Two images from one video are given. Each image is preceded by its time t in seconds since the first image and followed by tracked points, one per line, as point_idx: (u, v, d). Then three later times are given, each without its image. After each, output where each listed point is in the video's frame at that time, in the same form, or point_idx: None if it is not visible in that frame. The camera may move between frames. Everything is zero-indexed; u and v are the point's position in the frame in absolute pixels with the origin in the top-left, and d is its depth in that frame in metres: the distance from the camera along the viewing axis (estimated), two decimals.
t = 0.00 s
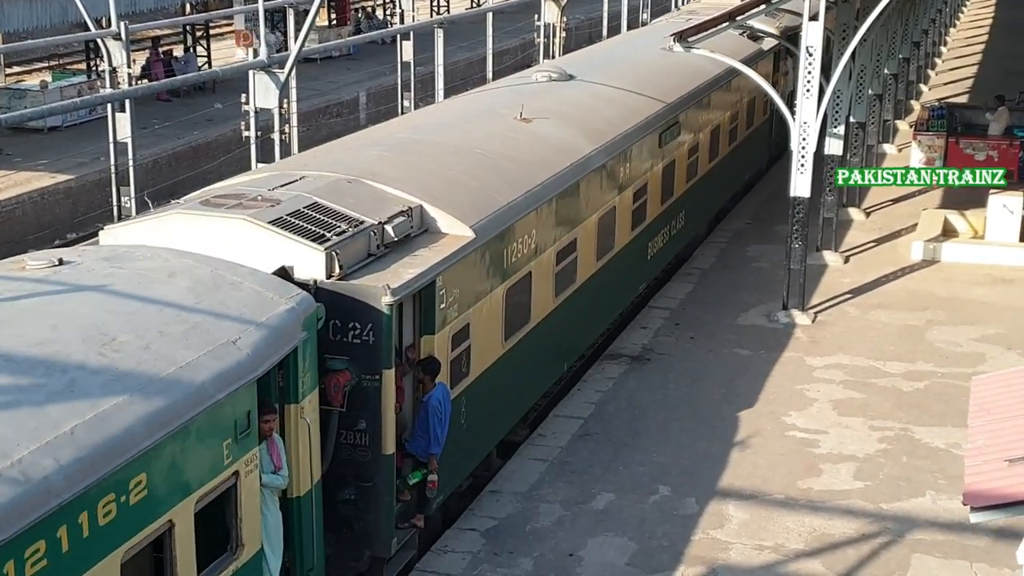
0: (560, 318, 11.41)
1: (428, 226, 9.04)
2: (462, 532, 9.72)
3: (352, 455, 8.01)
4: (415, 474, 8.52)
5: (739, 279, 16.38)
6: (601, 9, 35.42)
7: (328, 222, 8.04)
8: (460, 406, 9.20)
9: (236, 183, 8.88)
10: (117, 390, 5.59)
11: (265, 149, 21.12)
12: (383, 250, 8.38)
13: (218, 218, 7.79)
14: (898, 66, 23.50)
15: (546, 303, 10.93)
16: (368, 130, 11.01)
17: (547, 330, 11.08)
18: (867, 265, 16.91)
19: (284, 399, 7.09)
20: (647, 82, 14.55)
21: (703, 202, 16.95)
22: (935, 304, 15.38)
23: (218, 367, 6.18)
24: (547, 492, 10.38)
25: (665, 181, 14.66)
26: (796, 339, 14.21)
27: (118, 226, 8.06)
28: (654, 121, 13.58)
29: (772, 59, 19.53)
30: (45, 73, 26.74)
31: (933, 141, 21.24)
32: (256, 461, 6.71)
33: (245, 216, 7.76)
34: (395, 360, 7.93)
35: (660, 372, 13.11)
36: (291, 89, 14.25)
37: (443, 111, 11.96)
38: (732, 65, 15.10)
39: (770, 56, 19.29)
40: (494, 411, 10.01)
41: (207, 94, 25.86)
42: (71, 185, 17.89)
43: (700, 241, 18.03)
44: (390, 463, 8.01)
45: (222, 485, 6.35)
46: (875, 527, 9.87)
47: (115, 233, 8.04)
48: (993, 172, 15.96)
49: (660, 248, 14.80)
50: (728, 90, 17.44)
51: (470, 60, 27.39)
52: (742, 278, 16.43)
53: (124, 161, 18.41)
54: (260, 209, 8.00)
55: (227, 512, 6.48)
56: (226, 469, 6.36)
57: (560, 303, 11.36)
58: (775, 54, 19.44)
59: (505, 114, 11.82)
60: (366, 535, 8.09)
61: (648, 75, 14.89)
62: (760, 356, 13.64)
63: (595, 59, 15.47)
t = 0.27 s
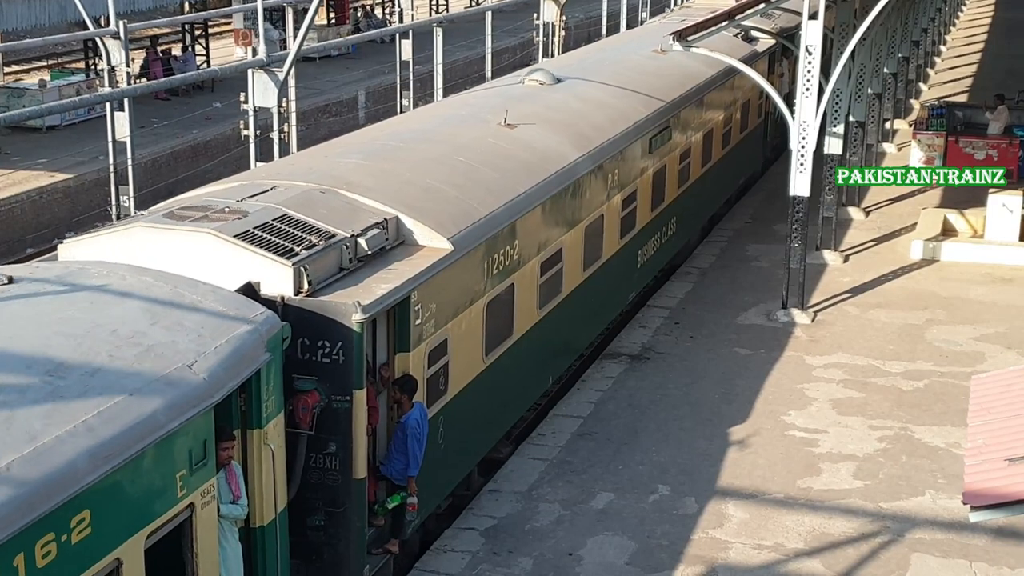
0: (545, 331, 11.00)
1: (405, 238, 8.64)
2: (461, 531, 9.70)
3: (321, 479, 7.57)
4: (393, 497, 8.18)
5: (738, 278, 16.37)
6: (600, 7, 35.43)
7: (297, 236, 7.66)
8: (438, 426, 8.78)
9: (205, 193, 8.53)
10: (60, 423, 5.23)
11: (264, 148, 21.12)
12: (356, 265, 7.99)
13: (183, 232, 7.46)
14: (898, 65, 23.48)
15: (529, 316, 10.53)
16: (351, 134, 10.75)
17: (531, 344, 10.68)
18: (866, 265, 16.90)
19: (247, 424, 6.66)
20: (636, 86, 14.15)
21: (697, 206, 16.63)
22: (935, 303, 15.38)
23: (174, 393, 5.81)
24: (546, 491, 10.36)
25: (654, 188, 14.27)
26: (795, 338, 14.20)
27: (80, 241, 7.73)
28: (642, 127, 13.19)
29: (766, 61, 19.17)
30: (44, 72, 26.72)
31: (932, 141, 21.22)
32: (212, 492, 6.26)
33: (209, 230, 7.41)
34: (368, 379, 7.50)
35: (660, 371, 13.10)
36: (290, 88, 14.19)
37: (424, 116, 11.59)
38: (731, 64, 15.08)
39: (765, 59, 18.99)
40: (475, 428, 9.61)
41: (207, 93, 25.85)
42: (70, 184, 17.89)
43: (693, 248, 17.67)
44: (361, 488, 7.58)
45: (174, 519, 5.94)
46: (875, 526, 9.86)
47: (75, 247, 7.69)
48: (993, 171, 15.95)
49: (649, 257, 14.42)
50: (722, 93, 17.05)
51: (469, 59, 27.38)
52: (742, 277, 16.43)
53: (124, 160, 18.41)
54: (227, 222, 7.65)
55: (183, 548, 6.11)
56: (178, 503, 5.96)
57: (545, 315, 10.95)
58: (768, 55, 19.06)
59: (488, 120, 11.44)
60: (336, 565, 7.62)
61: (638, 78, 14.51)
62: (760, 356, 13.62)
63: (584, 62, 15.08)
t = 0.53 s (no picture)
0: (531, 344, 10.62)
1: (380, 251, 8.31)
2: (460, 529, 9.71)
3: (288, 505, 7.26)
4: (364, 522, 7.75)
5: (738, 277, 16.38)
6: (600, 6, 35.44)
7: (265, 251, 7.35)
8: (414, 446, 8.39)
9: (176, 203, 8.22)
10: (19, 442, 5.00)
11: (264, 146, 21.13)
12: (328, 279, 7.68)
13: (145, 246, 7.15)
14: (898, 64, 23.48)
15: (513, 329, 10.11)
16: (337, 138, 10.53)
17: (514, 358, 10.23)
18: (866, 264, 16.91)
19: (206, 450, 6.38)
20: (628, 90, 13.79)
21: (692, 210, 16.29)
22: (935, 303, 15.38)
23: (121, 423, 5.48)
24: (545, 491, 10.36)
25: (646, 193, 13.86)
26: (795, 338, 14.20)
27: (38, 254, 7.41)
28: (633, 132, 12.82)
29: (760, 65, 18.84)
30: (44, 69, 26.70)
31: (933, 140, 21.21)
32: (164, 523, 5.96)
33: (172, 245, 7.10)
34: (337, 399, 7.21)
35: (660, 370, 13.11)
36: (290, 87, 14.16)
37: (406, 121, 11.22)
38: (731, 63, 15.06)
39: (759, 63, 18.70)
40: (455, 447, 9.18)
41: (207, 91, 25.84)
42: (69, 182, 17.89)
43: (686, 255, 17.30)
44: (329, 514, 7.27)
45: (127, 553, 5.64)
46: (874, 526, 9.86)
47: (32, 262, 7.37)
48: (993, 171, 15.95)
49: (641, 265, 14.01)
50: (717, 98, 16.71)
51: (469, 58, 27.39)
52: (742, 276, 16.44)
53: (123, 158, 18.40)
54: (191, 235, 7.33)
55: None
56: (128, 538, 5.64)
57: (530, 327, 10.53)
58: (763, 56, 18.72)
59: (472, 125, 11.07)
60: None
61: (630, 81, 14.14)
62: (759, 355, 13.62)
63: (575, 63, 14.71)
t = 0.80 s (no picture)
0: (512, 358, 10.27)
1: (353, 264, 7.92)
2: (459, 527, 9.73)
3: (252, 534, 6.87)
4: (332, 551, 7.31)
5: (736, 275, 16.41)
6: (599, 4, 35.48)
7: (227, 266, 6.95)
8: (387, 468, 8.03)
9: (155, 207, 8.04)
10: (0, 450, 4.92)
11: (264, 144, 21.18)
12: (295, 296, 7.28)
13: (100, 263, 6.76)
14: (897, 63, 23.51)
15: (493, 344, 9.76)
16: (326, 139, 10.38)
17: (495, 371, 9.88)
18: (864, 262, 16.95)
19: (160, 480, 5.97)
20: (615, 94, 13.47)
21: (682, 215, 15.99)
22: (933, 301, 15.41)
23: (62, 456, 5.13)
24: (544, 489, 10.38)
25: (633, 200, 13.53)
26: (793, 336, 14.23)
27: None
28: (619, 139, 12.49)
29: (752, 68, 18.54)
30: (43, 68, 26.72)
31: (931, 139, 21.24)
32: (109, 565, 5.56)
33: (127, 260, 6.72)
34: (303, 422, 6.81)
35: (658, 368, 13.13)
36: (289, 85, 14.17)
37: (385, 127, 10.92)
38: (729, 62, 15.06)
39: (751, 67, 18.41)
40: (433, 468, 8.84)
41: (206, 90, 25.87)
42: (69, 180, 17.93)
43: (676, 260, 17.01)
44: (294, 544, 6.88)
45: None
46: (872, 523, 9.89)
47: None
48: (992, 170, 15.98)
49: (628, 274, 13.68)
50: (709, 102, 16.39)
51: (468, 56, 27.43)
52: (740, 274, 16.46)
53: (123, 156, 18.44)
54: (150, 251, 6.95)
55: None
56: None
57: (512, 341, 10.19)
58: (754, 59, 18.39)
59: (453, 132, 10.75)
60: None
61: (618, 85, 13.82)
62: (758, 353, 13.65)
63: (563, 66, 14.39)
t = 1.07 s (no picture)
0: (493, 373, 9.96)
1: (320, 280, 7.59)
2: (458, 526, 9.73)
3: (210, 565, 6.59)
4: None
5: (734, 274, 16.40)
6: (598, 3, 35.45)
7: (186, 285, 6.65)
8: (357, 492, 7.73)
9: (141, 209, 7.98)
10: None
11: (262, 143, 21.17)
12: (258, 313, 6.96)
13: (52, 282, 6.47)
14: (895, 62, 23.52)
15: (472, 359, 9.44)
16: (315, 142, 10.27)
17: (474, 387, 9.57)
18: (863, 261, 16.95)
19: (105, 515, 5.81)
20: (604, 99, 13.15)
21: (673, 222, 15.65)
22: (931, 300, 15.41)
23: None
24: (543, 487, 10.39)
25: (621, 207, 13.20)
26: (792, 335, 14.23)
27: None
28: (607, 146, 12.17)
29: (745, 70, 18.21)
30: (41, 66, 26.69)
31: (929, 137, 21.25)
32: None
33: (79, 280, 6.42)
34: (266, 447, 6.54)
35: (657, 367, 13.13)
36: (287, 83, 14.15)
37: (367, 130, 10.67)
38: (728, 61, 15.05)
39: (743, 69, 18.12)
40: (410, 488, 8.56)
41: (205, 88, 25.85)
42: (67, 178, 17.91)
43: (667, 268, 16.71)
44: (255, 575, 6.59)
45: None
46: (871, 522, 9.89)
47: None
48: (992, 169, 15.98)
49: (616, 282, 13.36)
50: (700, 107, 16.07)
51: (467, 55, 27.42)
52: (739, 273, 16.46)
53: (121, 154, 18.43)
54: (104, 268, 6.65)
55: None
56: None
57: (492, 355, 9.87)
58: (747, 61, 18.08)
59: (434, 138, 10.45)
60: None
61: (607, 89, 13.49)
62: (756, 352, 13.65)
63: (551, 69, 14.08)
